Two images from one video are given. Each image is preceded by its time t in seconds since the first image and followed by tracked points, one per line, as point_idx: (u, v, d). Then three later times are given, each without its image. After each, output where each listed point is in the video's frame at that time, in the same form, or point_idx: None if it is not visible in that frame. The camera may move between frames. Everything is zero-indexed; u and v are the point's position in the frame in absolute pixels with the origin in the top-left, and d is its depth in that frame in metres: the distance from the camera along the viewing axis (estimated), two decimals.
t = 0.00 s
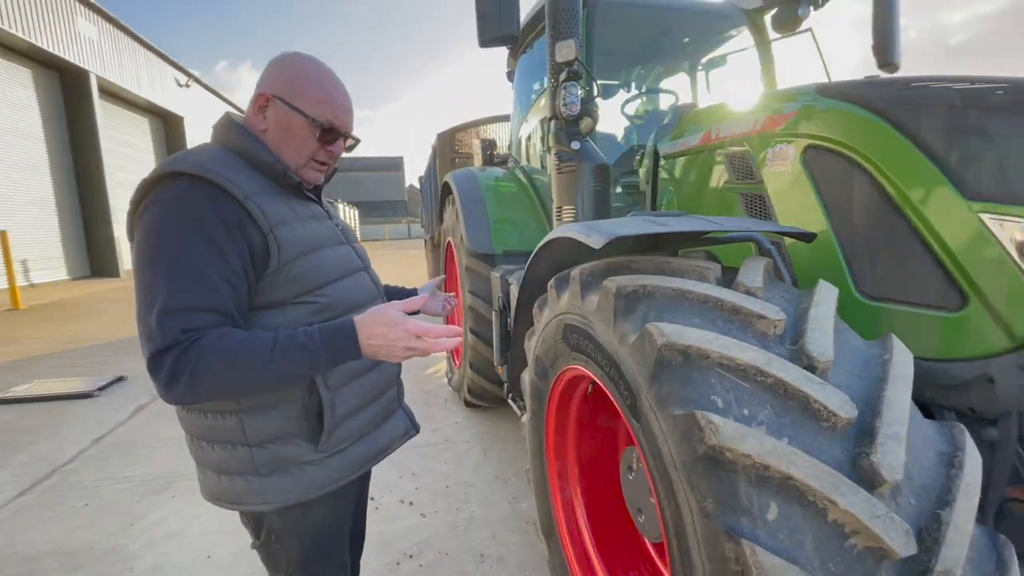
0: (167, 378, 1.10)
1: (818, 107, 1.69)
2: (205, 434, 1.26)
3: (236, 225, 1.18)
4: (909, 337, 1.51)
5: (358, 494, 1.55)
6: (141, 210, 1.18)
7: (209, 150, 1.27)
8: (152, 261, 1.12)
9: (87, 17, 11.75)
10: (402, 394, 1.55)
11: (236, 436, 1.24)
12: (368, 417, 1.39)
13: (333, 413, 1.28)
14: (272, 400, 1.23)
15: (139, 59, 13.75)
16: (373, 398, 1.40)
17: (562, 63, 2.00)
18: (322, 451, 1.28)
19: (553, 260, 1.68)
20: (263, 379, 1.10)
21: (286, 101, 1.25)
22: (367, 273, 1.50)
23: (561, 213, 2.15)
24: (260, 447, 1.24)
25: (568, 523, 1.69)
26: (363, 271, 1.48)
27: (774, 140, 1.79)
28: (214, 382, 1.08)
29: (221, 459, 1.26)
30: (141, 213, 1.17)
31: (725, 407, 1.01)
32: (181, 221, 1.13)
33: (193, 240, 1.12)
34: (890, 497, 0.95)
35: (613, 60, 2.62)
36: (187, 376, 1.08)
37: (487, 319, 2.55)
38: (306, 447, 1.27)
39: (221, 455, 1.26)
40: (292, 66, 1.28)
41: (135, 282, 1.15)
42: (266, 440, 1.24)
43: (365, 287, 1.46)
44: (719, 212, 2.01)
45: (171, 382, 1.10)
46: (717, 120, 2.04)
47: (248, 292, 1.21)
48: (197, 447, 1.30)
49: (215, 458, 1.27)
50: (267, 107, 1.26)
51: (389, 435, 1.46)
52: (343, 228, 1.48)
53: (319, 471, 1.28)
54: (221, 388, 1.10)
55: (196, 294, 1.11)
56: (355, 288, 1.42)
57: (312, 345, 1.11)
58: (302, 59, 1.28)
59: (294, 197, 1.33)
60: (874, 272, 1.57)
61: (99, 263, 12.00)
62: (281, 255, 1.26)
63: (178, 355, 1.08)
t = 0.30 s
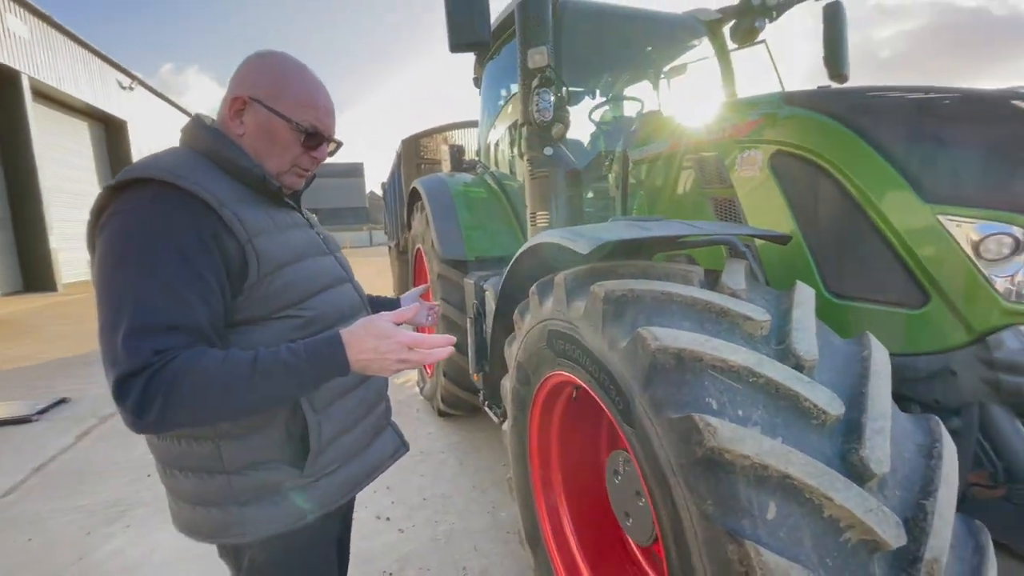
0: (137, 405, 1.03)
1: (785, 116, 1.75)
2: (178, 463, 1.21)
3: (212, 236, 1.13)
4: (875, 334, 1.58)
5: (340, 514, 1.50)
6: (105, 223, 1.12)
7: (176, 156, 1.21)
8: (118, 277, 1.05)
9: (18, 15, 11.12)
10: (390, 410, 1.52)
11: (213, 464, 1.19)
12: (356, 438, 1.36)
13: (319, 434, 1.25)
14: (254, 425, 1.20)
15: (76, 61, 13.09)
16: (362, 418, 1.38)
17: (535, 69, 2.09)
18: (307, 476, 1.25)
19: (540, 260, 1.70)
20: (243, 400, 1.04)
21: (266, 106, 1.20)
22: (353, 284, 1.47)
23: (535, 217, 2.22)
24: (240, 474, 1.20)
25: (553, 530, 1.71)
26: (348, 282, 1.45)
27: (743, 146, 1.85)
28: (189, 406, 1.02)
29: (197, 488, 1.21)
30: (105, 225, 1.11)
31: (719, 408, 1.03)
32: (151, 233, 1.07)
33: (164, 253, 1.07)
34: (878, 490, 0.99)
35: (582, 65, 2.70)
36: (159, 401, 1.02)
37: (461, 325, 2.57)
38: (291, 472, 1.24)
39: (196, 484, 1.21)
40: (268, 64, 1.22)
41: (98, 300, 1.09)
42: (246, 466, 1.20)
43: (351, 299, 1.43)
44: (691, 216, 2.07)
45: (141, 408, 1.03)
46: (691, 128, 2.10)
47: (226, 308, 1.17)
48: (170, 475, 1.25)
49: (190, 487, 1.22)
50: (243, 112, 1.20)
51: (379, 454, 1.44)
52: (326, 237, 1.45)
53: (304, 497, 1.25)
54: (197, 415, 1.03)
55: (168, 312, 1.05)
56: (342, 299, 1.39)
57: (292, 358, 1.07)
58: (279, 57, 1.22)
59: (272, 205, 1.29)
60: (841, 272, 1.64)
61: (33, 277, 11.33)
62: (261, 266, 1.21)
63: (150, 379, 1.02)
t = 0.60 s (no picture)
0: (70, 447, 0.92)
1: (754, 122, 1.76)
2: (127, 513, 1.11)
3: (168, 246, 1.04)
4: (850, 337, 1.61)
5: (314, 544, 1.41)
6: (38, 228, 0.99)
7: (132, 148, 1.12)
8: (52, 294, 0.93)
9: None
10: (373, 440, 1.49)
11: (169, 515, 1.09)
12: (331, 480, 1.29)
13: (292, 476, 1.17)
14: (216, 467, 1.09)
15: None
16: (341, 453, 1.31)
17: (507, 73, 2.13)
18: (278, 525, 1.16)
19: (519, 262, 1.68)
20: (199, 439, 0.94)
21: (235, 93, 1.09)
22: (332, 299, 1.40)
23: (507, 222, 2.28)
24: (200, 524, 1.10)
25: (536, 546, 1.69)
26: (327, 297, 1.38)
27: (715, 152, 1.86)
28: (132, 451, 0.91)
29: (151, 541, 1.10)
30: (38, 233, 0.99)
31: (719, 419, 1.01)
32: (92, 247, 0.96)
33: (108, 271, 0.95)
34: (876, 495, 0.99)
35: (549, 71, 2.74)
36: (95, 445, 0.91)
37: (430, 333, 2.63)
38: (262, 520, 1.15)
39: (148, 536, 1.10)
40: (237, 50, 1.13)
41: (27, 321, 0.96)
42: (205, 516, 1.10)
43: (330, 314, 1.35)
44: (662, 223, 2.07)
45: (72, 454, 0.92)
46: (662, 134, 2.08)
47: (183, 330, 1.06)
48: (119, 527, 1.14)
49: (142, 540, 1.11)
50: (207, 100, 1.10)
51: (364, 490, 1.39)
52: (302, 245, 1.37)
53: (275, 548, 1.16)
54: (137, 463, 0.92)
55: (111, 338, 0.94)
56: (321, 316, 1.31)
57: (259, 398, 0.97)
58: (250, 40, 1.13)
59: (238, 208, 1.19)
60: (815, 276, 1.65)
61: None
62: (227, 279, 1.12)
63: (83, 421, 0.91)
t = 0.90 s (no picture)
0: (22, 497, 0.83)
1: (723, 132, 1.82)
2: (92, 566, 1.04)
3: (140, 267, 0.94)
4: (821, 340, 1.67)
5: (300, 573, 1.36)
6: None
7: (99, 155, 1.05)
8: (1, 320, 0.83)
9: None
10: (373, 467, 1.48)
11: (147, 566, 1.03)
12: (325, 517, 1.25)
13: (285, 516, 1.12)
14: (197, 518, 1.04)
15: None
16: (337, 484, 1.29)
17: (482, 79, 2.20)
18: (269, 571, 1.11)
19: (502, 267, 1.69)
20: (174, 486, 0.87)
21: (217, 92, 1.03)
22: (325, 315, 1.34)
23: (482, 228, 2.34)
24: None
25: (520, 555, 1.74)
26: (320, 312, 1.32)
27: (687, 161, 1.91)
28: (95, 502, 0.84)
29: None
30: None
31: (712, 425, 1.03)
32: (49, 269, 0.86)
33: (66, 299, 0.86)
34: (858, 493, 1.03)
35: (520, 77, 2.79)
36: (53, 497, 0.83)
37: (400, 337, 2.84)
38: (251, 566, 1.10)
39: None
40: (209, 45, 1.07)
41: None
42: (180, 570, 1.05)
43: (324, 331, 1.30)
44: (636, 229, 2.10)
45: (24, 508, 0.84)
46: (631, 139, 2.13)
47: (156, 359, 0.97)
48: None
49: None
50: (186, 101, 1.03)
51: (362, 523, 1.35)
52: (290, 255, 1.33)
53: None
54: (99, 520, 0.85)
55: (69, 375, 0.84)
56: (314, 334, 1.25)
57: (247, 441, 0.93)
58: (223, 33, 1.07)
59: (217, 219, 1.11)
60: (786, 281, 1.70)
61: None
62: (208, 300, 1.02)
63: (37, 472, 0.82)
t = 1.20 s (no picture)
0: (20, 516, 0.76)
1: (706, 136, 1.89)
2: None
3: (156, 265, 0.88)
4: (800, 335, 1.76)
5: None
6: None
7: (104, 143, 0.96)
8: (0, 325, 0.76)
9: None
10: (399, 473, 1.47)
11: None
12: (354, 527, 1.22)
13: (316, 526, 1.10)
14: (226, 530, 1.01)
15: None
16: (363, 493, 1.25)
17: (471, 81, 2.27)
18: None
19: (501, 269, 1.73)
20: (188, 501, 0.80)
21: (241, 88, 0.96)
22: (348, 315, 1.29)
23: (469, 229, 2.42)
24: None
25: (515, 549, 1.77)
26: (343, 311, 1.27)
27: (671, 164, 1.98)
28: (100, 522, 0.76)
29: None
30: None
31: (715, 414, 1.09)
32: (56, 268, 0.79)
33: (74, 301, 0.79)
34: (847, 474, 1.10)
35: (504, 79, 2.83)
36: (55, 516, 0.76)
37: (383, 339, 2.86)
38: None
39: None
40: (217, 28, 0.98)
41: None
42: None
43: (348, 331, 1.25)
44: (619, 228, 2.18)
45: (22, 530, 0.76)
46: (615, 142, 2.21)
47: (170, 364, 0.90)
48: None
49: None
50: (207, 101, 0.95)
51: (390, 531, 1.34)
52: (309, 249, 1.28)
53: None
54: (105, 540, 0.77)
55: (77, 384, 0.77)
56: (337, 334, 1.20)
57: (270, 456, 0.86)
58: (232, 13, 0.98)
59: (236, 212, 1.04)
60: (767, 278, 1.79)
61: None
62: (229, 299, 0.97)
63: (39, 489, 0.75)
